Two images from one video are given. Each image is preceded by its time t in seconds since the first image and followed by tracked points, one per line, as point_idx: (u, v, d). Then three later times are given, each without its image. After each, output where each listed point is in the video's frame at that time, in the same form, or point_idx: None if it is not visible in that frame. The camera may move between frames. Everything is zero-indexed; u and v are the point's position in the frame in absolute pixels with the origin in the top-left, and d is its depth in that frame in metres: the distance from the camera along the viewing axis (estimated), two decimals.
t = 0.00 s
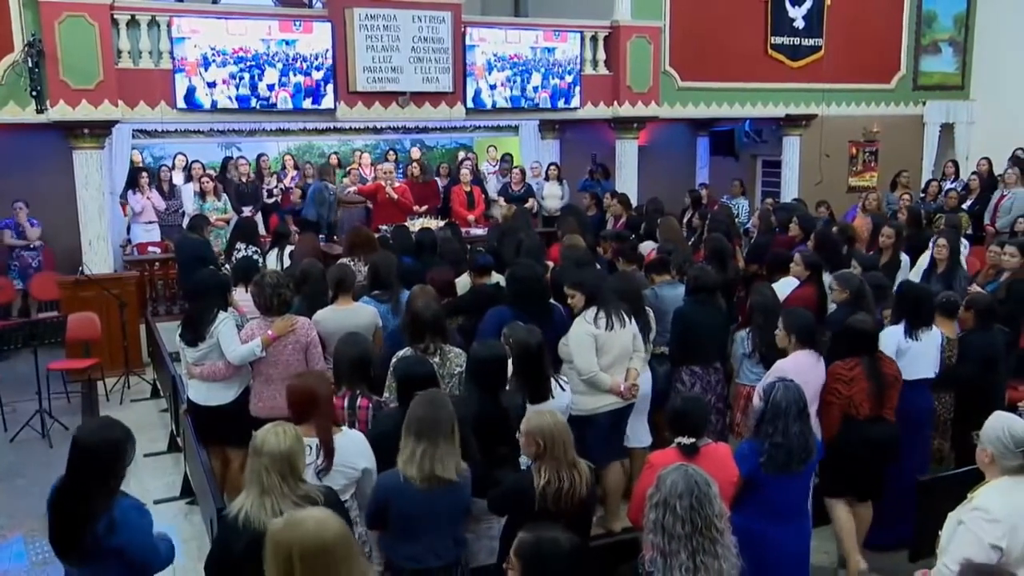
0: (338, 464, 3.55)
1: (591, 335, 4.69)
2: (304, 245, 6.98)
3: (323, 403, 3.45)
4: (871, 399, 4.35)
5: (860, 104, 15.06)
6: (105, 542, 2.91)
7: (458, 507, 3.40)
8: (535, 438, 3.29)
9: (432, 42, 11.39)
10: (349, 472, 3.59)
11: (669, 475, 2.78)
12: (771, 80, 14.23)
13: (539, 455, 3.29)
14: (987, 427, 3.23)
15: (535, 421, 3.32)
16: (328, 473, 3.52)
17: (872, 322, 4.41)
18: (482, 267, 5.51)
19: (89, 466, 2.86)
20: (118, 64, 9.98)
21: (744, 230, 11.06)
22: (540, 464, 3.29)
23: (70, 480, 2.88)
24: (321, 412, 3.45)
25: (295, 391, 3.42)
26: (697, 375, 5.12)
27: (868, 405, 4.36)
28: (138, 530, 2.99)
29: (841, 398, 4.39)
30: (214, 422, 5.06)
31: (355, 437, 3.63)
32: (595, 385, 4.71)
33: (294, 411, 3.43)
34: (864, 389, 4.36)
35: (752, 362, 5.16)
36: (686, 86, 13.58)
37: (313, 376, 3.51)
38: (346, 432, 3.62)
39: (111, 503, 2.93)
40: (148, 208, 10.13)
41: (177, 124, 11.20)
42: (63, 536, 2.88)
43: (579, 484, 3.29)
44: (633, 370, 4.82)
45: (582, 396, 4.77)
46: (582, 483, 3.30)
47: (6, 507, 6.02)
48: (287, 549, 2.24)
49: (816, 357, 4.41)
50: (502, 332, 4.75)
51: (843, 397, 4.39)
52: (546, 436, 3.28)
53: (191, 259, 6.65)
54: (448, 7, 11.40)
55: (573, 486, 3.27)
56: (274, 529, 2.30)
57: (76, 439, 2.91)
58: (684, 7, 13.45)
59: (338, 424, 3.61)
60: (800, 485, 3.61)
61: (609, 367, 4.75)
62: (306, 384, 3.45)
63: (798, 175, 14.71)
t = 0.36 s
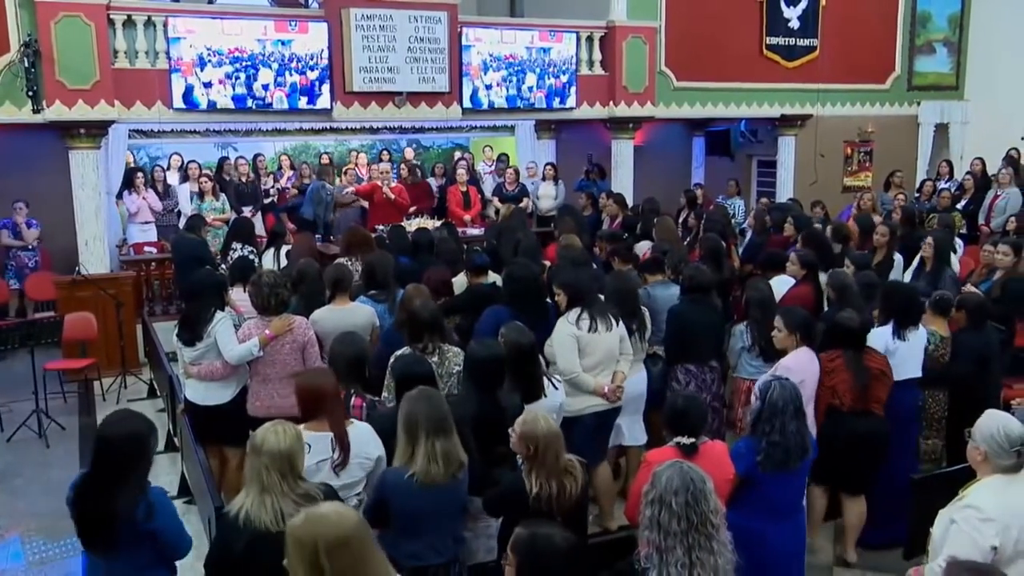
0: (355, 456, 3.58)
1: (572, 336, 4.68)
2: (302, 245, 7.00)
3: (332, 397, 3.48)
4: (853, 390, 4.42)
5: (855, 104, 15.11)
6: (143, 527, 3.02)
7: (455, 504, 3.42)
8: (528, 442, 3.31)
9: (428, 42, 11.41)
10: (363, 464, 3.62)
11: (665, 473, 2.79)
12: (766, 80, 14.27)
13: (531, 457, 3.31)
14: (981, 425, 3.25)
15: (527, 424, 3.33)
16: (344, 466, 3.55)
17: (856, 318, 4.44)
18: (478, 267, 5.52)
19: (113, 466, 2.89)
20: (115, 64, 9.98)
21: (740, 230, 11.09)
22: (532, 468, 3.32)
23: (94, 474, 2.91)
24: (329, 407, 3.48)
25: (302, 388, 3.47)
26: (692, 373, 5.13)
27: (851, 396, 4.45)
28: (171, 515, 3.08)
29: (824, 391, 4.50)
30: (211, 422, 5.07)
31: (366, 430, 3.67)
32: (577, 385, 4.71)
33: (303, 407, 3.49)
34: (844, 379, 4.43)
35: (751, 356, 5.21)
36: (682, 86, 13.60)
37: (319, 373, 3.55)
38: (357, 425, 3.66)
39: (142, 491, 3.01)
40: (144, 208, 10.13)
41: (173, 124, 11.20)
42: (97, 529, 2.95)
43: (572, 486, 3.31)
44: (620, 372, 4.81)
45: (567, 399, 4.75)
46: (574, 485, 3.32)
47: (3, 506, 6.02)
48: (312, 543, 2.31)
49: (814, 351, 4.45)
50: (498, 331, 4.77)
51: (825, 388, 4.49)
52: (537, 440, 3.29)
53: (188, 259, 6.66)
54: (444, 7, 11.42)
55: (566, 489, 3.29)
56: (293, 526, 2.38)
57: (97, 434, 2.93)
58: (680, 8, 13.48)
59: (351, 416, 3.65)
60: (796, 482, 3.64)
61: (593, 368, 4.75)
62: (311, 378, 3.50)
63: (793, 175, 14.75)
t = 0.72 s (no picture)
0: (363, 451, 3.61)
1: (558, 336, 4.70)
2: (298, 245, 7.00)
3: (338, 393, 3.52)
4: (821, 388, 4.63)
5: (850, 104, 15.14)
6: (196, 516, 3.03)
7: (454, 502, 3.44)
8: (522, 439, 3.32)
9: (424, 42, 11.42)
10: (369, 459, 3.64)
11: (665, 472, 2.81)
12: (762, 80, 14.30)
13: (526, 454, 3.32)
14: (975, 423, 3.28)
15: (520, 422, 3.35)
16: (351, 461, 3.56)
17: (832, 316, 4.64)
18: (475, 267, 5.54)
19: (161, 448, 2.94)
20: (111, 64, 9.98)
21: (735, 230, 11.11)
22: (528, 465, 3.33)
23: (139, 466, 2.95)
24: (336, 403, 3.53)
25: (308, 383, 3.50)
26: (687, 372, 5.16)
27: (819, 394, 4.66)
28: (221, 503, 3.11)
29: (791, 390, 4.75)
30: (208, 422, 5.07)
31: (372, 426, 3.69)
32: (567, 385, 4.71)
33: (310, 405, 3.53)
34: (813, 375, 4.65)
35: (751, 352, 5.21)
36: (677, 86, 13.63)
37: (322, 370, 3.57)
38: (363, 421, 3.68)
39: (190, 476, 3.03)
40: (140, 208, 10.13)
41: (169, 125, 11.20)
42: (152, 521, 2.96)
43: (569, 481, 3.32)
44: (614, 374, 4.82)
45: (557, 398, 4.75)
46: (570, 479, 3.33)
47: None
48: (333, 537, 2.35)
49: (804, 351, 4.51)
50: (495, 332, 4.79)
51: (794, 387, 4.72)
52: (531, 437, 3.31)
53: (184, 259, 6.64)
54: (440, 8, 11.43)
55: (562, 483, 3.30)
56: (308, 525, 2.40)
57: (139, 427, 2.98)
58: (676, 8, 13.50)
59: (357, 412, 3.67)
60: (793, 480, 3.66)
61: (582, 368, 4.76)
62: (317, 374, 3.53)
63: (789, 175, 14.78)
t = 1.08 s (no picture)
0: (356, 453, 3.65)
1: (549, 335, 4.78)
2: (293, 245, 7.03)
3: (334, 395, 3.54)
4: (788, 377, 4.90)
5: (841, 105, 15.22)
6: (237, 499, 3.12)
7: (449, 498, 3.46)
8: (521, 431, 3.35)
9: (418, 43, 11.44)
10: (363, 461, 3.68)
11: (666, 468, 2.84)
12: (755, 80, 14.37)
13: (524, 447, 3.35)
14: (966, 418, 3.30)
15: (518, 416, 3.38)
16: (344, 464, 3.60)
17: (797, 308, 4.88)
18: (470, 266, 5.56)
19: (200, 437, 3.05)
20: (105, 64, 9.98)
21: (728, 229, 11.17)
22: (525, 457, 3.36)
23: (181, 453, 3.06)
24: (331, 405, 3.55)
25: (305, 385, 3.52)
26: (681, 369, 5.21)
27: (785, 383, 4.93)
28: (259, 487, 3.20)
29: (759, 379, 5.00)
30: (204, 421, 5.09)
31: (366, 428, 3.72)
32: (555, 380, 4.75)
33: (305, 406, 3.54)
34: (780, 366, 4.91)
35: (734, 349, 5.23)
36: (670, 87, 13.68)
37: (317, 371, 3.57)
38: (357, 423, 3.71)
39: (228, 462, 3.14)
40: (134, 208, 10.13)
41: (163, 125, 11.20)
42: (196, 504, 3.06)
43: (566, 474, 3.35)
44: (605, 373, 4.84)
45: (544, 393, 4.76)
46: (569, 473, 3.36)
47: None
48: (351, 529, 2.38)
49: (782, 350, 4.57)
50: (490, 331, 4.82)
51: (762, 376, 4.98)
52: (530, 429, 3.34)
53: (181, 258, 6.64)
54: (435, 8, 11.46)
55: (559, 475, 3.34)
56: (320, 523, 2.42)
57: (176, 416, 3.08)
58: (669, 9, 13.55)
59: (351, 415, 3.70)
60: (788, 473, 3.70)
61: (571, 365, 4.80)
62: (314, 375, 3.54)
63: (782, 174, 14.83)
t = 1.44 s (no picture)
0: (347, 452, 3.65)
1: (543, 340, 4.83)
2: (290, 245, 7.04)
3: (326, 393, 3.55)
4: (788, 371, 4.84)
5: (836, 105, 15.27)
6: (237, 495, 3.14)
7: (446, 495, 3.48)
8: (523, 426, 3.38)
9: (414, 43, 11.45)
10: (357, 459, 3.68)
11: (661, 465, 2.85)
12: (751, 81, 14.40)
13: (525, 443, 3.37)
14: (957, 416, 3.33)
15: (522, 412, 3.42)
16: (334, 464, 3.61)
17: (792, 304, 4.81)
18: (467, 266, 5.58)
19: (195, 436, 3.06)
20: (101, 64, 9.98)
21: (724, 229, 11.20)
22: (525, 453, 3.37)
23: (179, 453, 3.08)
24: (322, 405, 3.56)
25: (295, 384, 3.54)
26: (674, 367, 5.22)
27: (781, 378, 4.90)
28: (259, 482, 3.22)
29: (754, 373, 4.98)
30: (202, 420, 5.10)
31: (360, 426, 3.73)
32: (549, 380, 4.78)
33: (297, 404, 3.57)
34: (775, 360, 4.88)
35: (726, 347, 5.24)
36: (666, 87, 13.70)
37: (312, 370, 3.59)
38: (350, 422, 3.71)
39: (228, 458, 3.16)
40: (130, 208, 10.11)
41: (159, 125, 11.20)
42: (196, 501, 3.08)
43: (565, 471, 3.37)
44: (599, 374, 4.83)
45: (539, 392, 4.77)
46: (567, 470, 3.38)
47: None
48: (344, 527, 2.39)
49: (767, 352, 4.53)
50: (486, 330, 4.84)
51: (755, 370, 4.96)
52: (533, 425, 3.36)
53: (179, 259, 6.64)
54: (430, 8, 11.47)
55: (558, 471, 3.35)
56: (312, 521, 2.43)
57: (173, 414, 3.09)
58: (664, 9, 13.57)
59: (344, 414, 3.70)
60: (783, 470, 3.73)
61: (565, 365, 4.81)
62: (308, 374, 3.56)
63: (777, 174, 14.88)
